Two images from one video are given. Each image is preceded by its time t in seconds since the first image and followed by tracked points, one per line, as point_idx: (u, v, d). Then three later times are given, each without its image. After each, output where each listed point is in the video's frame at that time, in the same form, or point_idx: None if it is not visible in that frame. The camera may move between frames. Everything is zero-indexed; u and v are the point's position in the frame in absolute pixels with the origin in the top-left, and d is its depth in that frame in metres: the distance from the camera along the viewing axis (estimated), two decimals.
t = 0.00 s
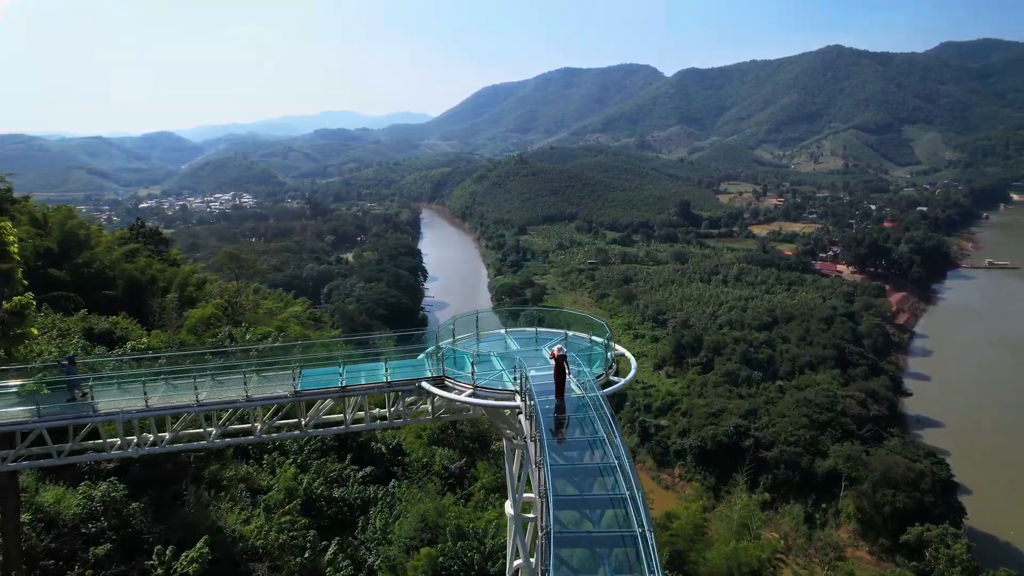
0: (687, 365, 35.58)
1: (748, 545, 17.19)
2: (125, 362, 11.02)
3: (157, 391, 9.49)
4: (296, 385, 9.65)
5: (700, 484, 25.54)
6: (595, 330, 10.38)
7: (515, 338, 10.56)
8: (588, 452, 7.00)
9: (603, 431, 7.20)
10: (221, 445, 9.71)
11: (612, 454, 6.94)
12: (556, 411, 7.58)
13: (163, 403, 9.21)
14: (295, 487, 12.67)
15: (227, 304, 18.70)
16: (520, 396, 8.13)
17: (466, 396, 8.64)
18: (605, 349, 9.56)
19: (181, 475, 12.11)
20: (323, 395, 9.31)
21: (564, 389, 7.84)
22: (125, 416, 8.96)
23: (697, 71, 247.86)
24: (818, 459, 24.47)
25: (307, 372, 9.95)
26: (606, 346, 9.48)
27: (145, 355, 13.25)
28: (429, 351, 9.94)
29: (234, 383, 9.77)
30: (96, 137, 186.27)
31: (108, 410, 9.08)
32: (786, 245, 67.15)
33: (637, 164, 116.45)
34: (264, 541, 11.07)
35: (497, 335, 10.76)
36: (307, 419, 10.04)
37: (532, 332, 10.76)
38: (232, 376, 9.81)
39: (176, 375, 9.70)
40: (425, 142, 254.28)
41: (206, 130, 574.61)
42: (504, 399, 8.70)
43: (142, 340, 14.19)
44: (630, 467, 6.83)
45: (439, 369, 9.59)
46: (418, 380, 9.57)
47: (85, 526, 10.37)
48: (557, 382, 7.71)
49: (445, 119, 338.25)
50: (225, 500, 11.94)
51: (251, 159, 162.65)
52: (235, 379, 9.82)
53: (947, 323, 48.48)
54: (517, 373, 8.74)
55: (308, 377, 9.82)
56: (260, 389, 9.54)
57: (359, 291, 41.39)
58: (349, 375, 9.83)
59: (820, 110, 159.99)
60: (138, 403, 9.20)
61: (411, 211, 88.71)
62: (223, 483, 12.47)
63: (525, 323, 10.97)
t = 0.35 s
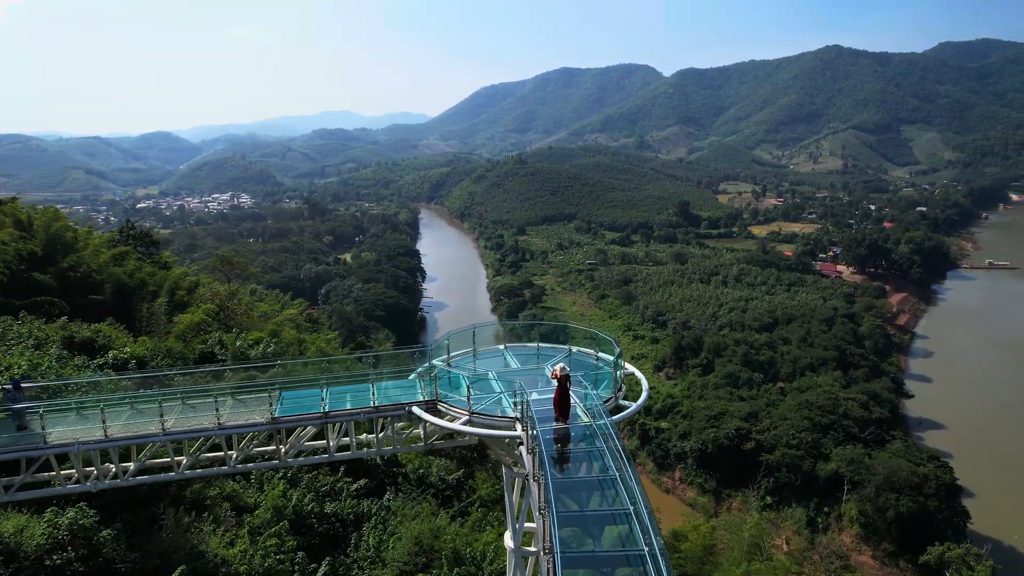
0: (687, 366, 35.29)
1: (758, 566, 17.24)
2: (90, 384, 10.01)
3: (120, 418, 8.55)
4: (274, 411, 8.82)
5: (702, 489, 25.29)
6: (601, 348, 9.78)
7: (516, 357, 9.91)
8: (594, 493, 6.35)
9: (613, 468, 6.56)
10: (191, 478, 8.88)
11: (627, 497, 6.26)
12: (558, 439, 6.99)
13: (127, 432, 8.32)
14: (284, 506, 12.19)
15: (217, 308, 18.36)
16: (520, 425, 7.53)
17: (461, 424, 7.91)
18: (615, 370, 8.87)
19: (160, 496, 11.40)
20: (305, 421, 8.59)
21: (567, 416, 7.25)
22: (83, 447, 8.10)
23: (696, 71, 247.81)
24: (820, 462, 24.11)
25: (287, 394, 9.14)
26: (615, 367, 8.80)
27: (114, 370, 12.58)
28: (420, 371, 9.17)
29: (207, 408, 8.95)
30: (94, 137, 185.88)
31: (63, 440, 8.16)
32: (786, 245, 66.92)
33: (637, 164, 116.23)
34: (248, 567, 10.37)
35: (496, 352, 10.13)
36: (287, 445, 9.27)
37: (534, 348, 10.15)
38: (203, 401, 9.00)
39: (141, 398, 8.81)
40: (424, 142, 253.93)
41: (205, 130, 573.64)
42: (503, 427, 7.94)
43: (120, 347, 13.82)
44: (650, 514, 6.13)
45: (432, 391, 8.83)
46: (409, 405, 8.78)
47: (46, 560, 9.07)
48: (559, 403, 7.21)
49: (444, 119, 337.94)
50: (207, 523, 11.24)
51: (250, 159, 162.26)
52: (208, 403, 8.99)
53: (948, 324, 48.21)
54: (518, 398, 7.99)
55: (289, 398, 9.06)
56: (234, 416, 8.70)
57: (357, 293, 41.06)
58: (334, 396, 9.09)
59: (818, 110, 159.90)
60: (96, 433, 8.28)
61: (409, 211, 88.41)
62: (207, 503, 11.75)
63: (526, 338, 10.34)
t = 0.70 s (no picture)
0: (688, 369, 34.97)
1: None
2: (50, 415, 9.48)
3: (67, 457, 7.96)
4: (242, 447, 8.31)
5: (703, 493, 24.97)
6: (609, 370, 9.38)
7: (517, 380, 9.57)
8: (612, 556, 5.73)
9: (632, 523, 6.02)
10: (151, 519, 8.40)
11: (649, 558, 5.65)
12: (562, 484, 6.57)
13: (77, 472, 7.81)
14: (271, 529, 11.85)
15: (208, 313, 18.03)
16: (521, 464, 7.12)
17: (455, 463, 7.46)
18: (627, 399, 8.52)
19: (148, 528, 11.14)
20: (281, 459, 8.12)
21: (574, 454, 6.93)
22: (23, 492, 7.56)
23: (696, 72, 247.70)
24: (823, 466, 23.68)
25: (260, 426, 8.69)
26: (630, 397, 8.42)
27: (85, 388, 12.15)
28: (410, 400, 8.72)
29: (170, 442, 8.43)
30: (93, 137, 185.60)
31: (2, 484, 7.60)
32: (786, 246, 66.62)
33: (636, 164, 115.99)
34: None
35: (496, 373, 9.80)
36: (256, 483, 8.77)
37: (538, 369, 9.82)
38: (166, 434, 8.45)
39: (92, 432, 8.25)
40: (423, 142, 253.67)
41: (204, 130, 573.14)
42: (501, 467, 7.49)
43: (100, 355, 13.54)
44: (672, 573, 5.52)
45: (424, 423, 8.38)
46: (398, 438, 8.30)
47: None
48: (562, 434, 6.85)
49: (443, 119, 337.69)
50: (186, 551, 10.95)
51: (249, 159, 161.94)
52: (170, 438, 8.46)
53: (950, 325, 47.84)
54: (519, 433, 7.59)
55: (262, 431, 8.59)
56: (194, 454, 8.16)
57: (355, 294, 40.73)
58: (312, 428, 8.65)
59: (818, 110, 159.69)
60: (40, 475, 7.73)
61: (408, 211, 88.08)
62: (186, 529, 11.47)
63: (528, 358, 9.99)
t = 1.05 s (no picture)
0: (689, 371, 34.68)
1: None
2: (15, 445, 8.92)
3: (8, 501, 7.40)
4: (209, 488, 7.77)
5: (705, 497, 24.65)
6: (622, 397, 9.13)
7: (517, 405, 9.22)
8: None
9: None
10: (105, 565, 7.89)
11: None
12: (566, 538, 6.14)
13: (15, 522, 7.25)
14: (260, 550, 11.73)
15: (199, 319, 17.71)
16: (524, 512, 6.69)
17: (449, 507, 6.99)
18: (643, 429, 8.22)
19: (124, 556, 10.86)
20: (251, 501, 7.57)
21: (579, 499, 6.61)
22: None
23: (696, 71, 247.21)
24: (826, 470, 23.37)
25: (231, 461, 8.23)
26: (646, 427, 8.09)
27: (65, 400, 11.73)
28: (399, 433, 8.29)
29: (126, 483, 7.88)
30: (92, 137, 185.13)
31: None
32: (787, 246, 66.35)
33: (636, 164, 115.67)
34: None
35: (495, 397, 9.46)
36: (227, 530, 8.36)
37: (541, 393, 9.53)
38: (120, 473, 7.91)
39: (38, 472, 7.66)
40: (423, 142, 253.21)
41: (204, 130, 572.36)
42: (500, 512, 7.01)
43: (82, 361, 13.18)
44: None
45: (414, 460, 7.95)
46: (383, 478, 7.84)
47: None
48: (566, 475, 6.56)
49: (443, 119, 337.12)
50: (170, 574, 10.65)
51: (248, 159, 161.57)
52: (131, 476, 7.91)
53: (952, 326, 47.51)
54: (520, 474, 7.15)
55: (233, 469, 8.10)
56: (152, 499, 7.61)
57: (353, 295, 40.40)
58: (288, 464, 8.14)
59: (818, 110, 159.32)
60: None
61: (408, 212, 87.77)
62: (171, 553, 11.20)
63: (531, 380, 9.73)
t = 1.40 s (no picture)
0: (691, 372, 34.34)
1: None
2: None
3: None
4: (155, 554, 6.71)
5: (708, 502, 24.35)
6: (636, 428, 8.57)
7: (518, 439, 8.65)
8: None
9: None
10: None
11: None
12: None
13: None
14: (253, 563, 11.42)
15: (188, 325, 17.37)
16: None
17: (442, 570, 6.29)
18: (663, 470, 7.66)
19: None
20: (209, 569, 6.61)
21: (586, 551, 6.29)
22: None
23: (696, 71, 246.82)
24: (830, 473, 23.02)
25: (189, 512, 7.13)
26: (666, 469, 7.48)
27: (37, 416, 11.27)
28: (381, 479, 7.42)
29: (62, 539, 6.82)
30: (91, 137, 184.83)
31: None
32: (788, 247, 66.08)
33: (636, 164, 115.38)
34: None
35: (494, 430, 8.85)
36: None
37: (546, 426, 8.97)
38: (52, 531, 6.80)
39: None
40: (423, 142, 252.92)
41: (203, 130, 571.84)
42: None
43: (60, 370, 12.78)
44: None
45: (398, 513, 7.22)
46: (364, 534, 7.07)
47: None
48: (574, 526, 6.25)
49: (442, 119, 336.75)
50: None
51: (247, 159, 161.33)
52: (64, 534, 6.80)
53: (955, 327, 47.19)
54: (522, 531, 6.53)
55: (189, 522, 7.04)
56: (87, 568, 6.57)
57: (352, 296, 40.02)
58: (255, 514, 7.14)
59: (818, 110, 159.01)
60: None
61: (408, 212, 87.48)
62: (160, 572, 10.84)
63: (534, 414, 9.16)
